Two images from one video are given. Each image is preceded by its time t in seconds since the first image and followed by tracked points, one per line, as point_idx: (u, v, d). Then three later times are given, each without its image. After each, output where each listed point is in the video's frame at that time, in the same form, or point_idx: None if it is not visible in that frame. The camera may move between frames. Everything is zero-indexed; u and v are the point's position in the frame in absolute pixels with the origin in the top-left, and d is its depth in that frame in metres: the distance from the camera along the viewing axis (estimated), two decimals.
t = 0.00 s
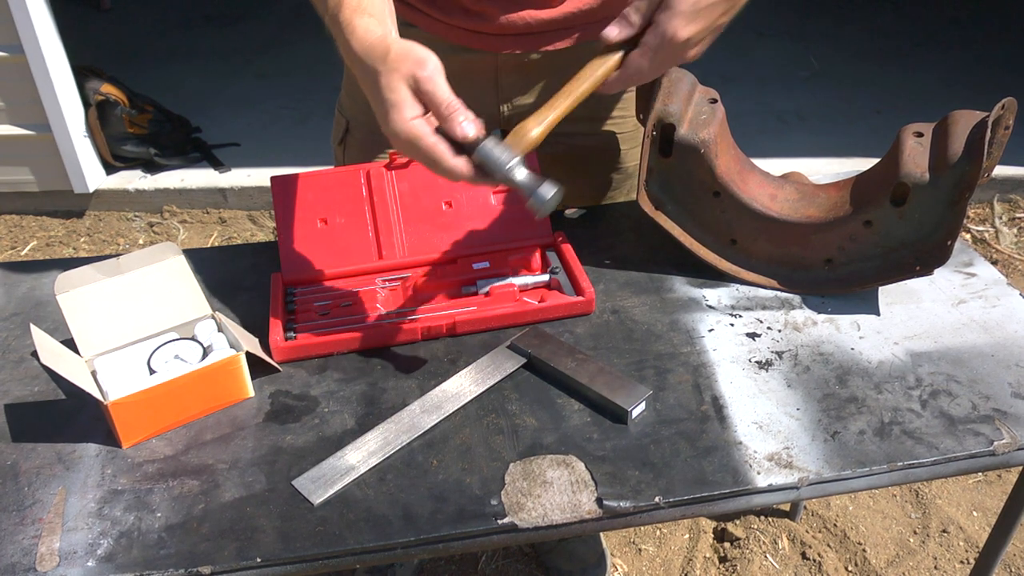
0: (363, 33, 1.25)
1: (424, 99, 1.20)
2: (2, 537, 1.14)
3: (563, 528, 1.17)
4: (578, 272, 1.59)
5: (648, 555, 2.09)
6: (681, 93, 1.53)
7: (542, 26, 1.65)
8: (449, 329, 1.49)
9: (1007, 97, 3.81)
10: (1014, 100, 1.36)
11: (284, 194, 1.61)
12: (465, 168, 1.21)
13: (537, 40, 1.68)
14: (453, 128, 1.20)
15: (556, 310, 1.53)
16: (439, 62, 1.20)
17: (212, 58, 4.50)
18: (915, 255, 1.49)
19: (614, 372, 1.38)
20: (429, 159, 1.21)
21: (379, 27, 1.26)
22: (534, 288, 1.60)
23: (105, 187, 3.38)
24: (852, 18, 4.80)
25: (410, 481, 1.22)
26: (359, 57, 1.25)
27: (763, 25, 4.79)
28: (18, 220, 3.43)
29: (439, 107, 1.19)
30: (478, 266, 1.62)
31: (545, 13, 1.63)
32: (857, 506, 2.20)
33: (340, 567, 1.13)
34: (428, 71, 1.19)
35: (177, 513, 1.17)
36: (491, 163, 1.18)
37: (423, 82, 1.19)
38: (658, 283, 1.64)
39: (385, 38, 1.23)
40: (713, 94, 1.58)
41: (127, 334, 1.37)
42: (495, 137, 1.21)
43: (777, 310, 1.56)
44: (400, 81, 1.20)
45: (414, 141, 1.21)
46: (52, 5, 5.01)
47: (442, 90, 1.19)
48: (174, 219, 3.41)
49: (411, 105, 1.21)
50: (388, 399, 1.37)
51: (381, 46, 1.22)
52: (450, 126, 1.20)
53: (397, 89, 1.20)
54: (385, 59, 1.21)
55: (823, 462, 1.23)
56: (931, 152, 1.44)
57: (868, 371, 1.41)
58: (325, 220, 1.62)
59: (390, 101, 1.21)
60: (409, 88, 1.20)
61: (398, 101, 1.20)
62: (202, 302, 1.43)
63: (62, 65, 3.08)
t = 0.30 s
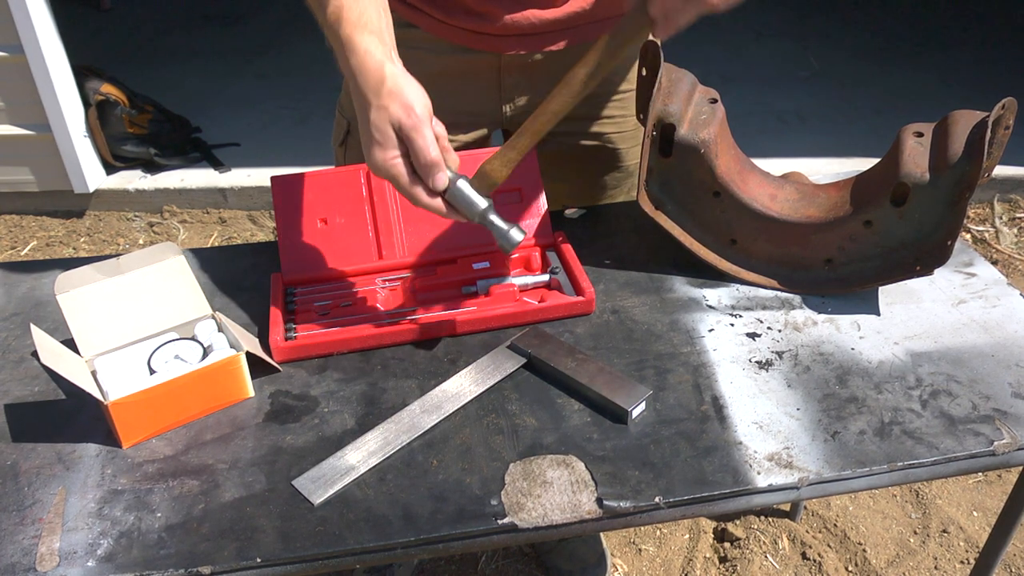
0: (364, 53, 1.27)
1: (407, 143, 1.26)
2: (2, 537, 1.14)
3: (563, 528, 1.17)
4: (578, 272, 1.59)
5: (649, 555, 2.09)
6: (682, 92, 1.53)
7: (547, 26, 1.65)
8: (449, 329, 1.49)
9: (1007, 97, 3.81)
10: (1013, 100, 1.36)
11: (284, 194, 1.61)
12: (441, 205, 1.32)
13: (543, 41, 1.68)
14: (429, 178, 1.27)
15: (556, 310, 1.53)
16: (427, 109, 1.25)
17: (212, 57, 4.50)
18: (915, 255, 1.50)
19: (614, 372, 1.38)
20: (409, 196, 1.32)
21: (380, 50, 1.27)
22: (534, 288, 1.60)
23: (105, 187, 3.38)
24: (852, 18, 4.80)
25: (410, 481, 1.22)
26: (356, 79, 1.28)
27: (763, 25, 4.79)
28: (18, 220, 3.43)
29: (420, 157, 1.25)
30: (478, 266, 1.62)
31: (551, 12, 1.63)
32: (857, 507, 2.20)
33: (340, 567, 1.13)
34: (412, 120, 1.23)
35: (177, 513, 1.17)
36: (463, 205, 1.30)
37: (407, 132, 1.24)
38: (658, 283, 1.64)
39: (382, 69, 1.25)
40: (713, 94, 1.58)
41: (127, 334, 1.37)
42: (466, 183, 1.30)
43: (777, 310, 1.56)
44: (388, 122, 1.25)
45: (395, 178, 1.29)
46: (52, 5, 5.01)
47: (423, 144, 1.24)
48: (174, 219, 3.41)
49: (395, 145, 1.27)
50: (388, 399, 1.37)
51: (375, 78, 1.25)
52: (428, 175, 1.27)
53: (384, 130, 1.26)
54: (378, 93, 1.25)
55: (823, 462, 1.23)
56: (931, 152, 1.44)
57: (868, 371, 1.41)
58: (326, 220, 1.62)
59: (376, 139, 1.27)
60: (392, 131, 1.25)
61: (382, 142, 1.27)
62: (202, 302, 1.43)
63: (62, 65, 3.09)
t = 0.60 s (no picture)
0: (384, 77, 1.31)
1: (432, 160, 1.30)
2: (2, 537, 1.14)
3: (563, 528, 1.17)
4: (578, 272, 1.59)
5: (649, 555, 2.09)
6: (682, 92, 1.53)
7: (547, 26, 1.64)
8: (449, 329, 1.49)
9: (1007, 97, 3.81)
10: (1013, 100, 1.36)
11: (285, 195, 1.61)
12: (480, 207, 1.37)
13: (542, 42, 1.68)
14: (458, 188, 1.31)
15: (556, 310, 1.52)
16: (448, 125, 1.28)
17: (212, 58, 4.50)
18: (915, 255, 1.50)
19: (614, 372, 1.38)
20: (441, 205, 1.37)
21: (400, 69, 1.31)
22: (534, 288, 1.60)
23: (105, 187, 3.38)
24: (852, 18, 4.80)
25: (410, 481, 1.22)
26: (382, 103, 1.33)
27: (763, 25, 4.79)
28: (18, 220, 3.43)
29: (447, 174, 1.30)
30: (478, 266, 1.62)
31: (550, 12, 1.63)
32: (857, 507, 2.20)
33: (340, 567, 1.13)
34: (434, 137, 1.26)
35: (177, 513, 1.17)
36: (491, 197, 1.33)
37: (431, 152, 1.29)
38: (658, 283, 1.64)
39: (405, 90, 1.29)
40: (713, 94, 1.58)
41: (127, 334, 1.37)
42: (494, 180, 1.31)
43: (777, 310, 1.56)
44: (411, 144, 1.29)
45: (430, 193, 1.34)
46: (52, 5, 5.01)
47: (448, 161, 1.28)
48: (174, 219, 3.41)
49: (421, 164, 1.31)
50: (388, 400, 1.37)
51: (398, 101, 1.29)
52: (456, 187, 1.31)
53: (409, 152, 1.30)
54: (403, 116, 1.29)
55: (823, 462, 1.23)
56: (931, 152, 1.44)
57: (868, 371, 1.41)
58: (326, 220, 1.62)
59: (404, 160, 1.32)
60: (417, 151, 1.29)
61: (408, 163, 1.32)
62: (202, 302, 1.43)
63: (62, 65, 3.09)
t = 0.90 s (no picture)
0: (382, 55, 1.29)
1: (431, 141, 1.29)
2: (2, 537, 1.14)
3: (563, 528, 1.17)
4: (578, 272, 1.59)
5: (648, 555, 2.09)
6: (682, 92, 1.53)
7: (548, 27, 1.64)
8: (449, 329, 1.49)
9: (1007, 97, 3.81)
10: (1013, 100, 1.36)
11: (284, 194, 1.61)
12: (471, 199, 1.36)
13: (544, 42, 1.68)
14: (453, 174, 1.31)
15: (556, 309, 1.52)
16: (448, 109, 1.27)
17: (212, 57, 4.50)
18: (915, 255, 1.49)
19: (614, 372, 1.38)
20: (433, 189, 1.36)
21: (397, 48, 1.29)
22: (534, 288, 1.60)
23: (105, 187, 3.38)
24: (852, 18, 4.81)
25: (410, 481, 1.22)
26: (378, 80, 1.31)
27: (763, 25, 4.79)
28: (18, 220, 3.43)
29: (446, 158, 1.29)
30: (478, 266, 1.62)
31: (551, 13, 1.63)
32: (857, 507, 2.20)
33: (340, 567, 1.14)
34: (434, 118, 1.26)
35: (177, 513, 1.17)
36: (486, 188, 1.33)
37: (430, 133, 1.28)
38: (658, 283, 1.64)
39: (403, 69, 1.27)
40: (713, 94, 1.59)
41: (127, 334, 1.37)
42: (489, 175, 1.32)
43: (777, 310, 1.56)
44: (409, 122, 1.28)
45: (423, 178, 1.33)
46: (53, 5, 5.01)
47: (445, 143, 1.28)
48: (174, 219, 3.41)
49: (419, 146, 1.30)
50: (388, 400, 1.37)
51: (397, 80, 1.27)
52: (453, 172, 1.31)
53: (407, 131, 1.29)
54: (400, 94, 1.27)
55: (823, 462, 1.23)
56: (931, 153, 1.44)
57: (868, 371, 1.41)
58: (325, 220, 1.62)
59: (400, 140, 1.30)
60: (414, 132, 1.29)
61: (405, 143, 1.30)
62: (202, 302, 1.43)
63: (62, 65, 3.09)
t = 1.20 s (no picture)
0: (388, 26, 1.31)
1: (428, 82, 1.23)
2: (2, 537, 1.14)
3: (563, 528, 1.17)
4: (578, 272, 1.58)
5: (648, 555, 2.09)
6: (682, 92, 1.53)
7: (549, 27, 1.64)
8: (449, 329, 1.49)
9: (1007, 96, 3.81)
10: (1014, 100, 1.36)
11: (284, 194, 1.60)
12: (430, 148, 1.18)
13: (544, 43, 1.68)
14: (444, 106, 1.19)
15: (556, 310, 1.52)
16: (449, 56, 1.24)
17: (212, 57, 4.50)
18: (915, 254, 1.49)
19: (614, 372, 1.38)
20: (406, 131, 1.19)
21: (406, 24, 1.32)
22: (534, 288, 1.59)
23: (105, 187, 3.38)
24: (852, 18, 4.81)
25: (410, 481, 1.22)
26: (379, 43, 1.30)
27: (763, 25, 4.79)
28: (18, 220, 3.43)
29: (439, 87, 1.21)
30: (478, 266, 1.61)
31: (552, 13, 1.63)
32: (857, 507, 2.20)
33: (341, 567, 1.13)
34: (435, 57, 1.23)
35: (177, 513, 1.17)
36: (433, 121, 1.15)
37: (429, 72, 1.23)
38: (658, 283, 1.64)
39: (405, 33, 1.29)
40: (714, 94, 1.59)
41: (127, 334, 1.37)
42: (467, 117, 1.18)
43: (777, 310, 1.56)
44: (407, 67, 1.24)
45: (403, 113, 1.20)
46: (53, 5, 5.01)
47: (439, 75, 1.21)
48: (174, 219, 3.40)
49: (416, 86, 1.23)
50: (388, 400, 1.37)
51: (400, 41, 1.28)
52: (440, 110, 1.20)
53: (404, 74, 1.24)
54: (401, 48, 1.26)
55: (823, 462, 1.23)
56: (931, 153, 1.44)
57: (868, 371, 1.41)
58: (325, 220, 1.62)
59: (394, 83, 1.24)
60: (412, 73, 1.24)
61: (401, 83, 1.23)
62: (202, 302, 1.42)
63: (62, 65, 3.09)
